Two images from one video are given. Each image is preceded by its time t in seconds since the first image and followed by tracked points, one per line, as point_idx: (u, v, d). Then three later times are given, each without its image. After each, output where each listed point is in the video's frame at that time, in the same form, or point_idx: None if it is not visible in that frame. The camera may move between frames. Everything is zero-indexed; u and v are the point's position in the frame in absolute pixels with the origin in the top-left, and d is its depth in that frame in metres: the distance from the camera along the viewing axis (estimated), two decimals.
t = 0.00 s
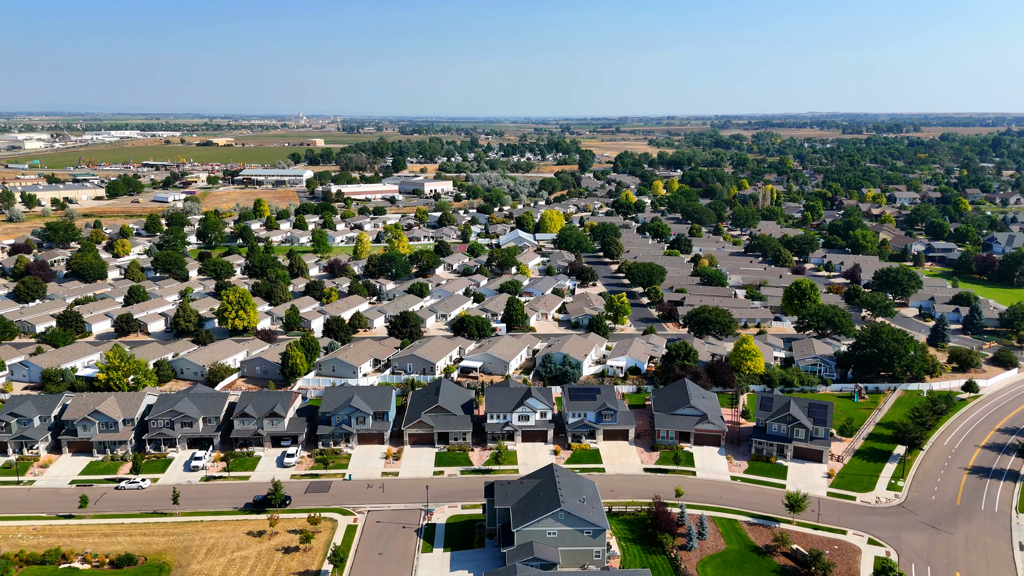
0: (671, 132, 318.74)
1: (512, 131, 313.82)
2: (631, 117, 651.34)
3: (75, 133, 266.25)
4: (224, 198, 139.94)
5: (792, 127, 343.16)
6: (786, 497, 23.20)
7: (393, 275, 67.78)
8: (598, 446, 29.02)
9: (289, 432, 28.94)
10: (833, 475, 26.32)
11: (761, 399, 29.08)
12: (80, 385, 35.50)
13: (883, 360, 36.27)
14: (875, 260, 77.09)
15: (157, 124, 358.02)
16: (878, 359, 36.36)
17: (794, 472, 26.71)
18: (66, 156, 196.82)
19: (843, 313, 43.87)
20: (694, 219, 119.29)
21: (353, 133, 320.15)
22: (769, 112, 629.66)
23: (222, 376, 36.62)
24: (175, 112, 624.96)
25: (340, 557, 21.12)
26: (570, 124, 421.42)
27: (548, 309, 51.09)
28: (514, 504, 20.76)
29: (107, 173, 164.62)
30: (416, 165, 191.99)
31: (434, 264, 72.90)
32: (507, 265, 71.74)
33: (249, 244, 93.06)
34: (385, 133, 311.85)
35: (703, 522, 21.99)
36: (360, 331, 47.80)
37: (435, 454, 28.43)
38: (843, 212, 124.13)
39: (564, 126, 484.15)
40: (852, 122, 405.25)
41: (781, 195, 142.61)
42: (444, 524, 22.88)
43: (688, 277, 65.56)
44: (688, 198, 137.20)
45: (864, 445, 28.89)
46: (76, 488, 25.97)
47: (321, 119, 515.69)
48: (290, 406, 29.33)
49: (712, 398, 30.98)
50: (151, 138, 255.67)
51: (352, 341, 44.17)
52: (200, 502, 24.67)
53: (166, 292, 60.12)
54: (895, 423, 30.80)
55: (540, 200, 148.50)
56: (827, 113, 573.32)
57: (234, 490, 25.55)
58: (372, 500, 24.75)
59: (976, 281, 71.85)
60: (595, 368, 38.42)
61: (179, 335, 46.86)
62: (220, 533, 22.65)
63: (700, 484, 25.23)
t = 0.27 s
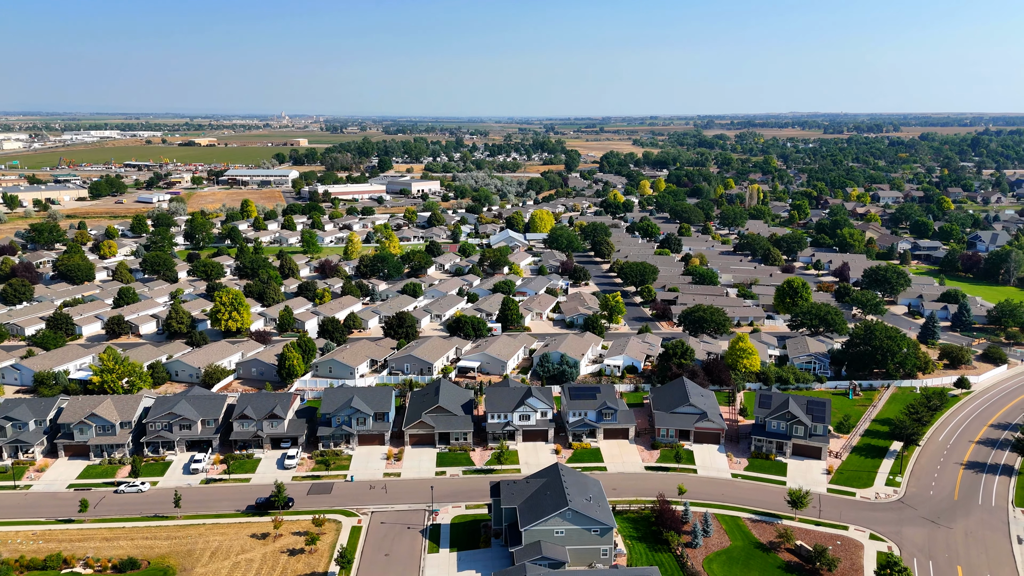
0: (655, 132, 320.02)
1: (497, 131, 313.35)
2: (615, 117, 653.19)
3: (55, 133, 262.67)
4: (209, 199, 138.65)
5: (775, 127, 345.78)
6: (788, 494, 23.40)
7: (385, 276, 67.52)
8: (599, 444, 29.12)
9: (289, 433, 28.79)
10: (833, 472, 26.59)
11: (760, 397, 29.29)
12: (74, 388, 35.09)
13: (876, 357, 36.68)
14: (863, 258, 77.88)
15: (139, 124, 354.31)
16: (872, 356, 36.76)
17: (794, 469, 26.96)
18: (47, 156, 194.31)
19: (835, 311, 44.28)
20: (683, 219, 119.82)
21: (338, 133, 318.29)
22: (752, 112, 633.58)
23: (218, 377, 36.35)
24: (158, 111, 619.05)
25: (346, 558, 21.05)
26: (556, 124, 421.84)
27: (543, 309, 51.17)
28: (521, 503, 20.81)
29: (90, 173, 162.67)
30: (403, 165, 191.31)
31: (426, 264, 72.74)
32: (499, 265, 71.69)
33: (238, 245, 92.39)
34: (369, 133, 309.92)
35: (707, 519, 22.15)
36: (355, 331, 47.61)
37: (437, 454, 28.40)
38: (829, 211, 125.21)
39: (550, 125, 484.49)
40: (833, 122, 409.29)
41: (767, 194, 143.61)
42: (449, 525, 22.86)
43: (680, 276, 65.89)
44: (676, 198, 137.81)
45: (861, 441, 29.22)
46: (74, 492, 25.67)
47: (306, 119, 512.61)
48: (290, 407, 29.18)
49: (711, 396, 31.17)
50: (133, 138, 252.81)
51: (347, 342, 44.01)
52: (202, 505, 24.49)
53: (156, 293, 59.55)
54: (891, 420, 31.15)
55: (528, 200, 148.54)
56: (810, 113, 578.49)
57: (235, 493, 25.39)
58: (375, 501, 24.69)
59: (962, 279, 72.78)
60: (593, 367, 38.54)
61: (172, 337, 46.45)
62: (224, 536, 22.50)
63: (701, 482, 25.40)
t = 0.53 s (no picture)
0: (640, 132, 321.10)
1: (482, 131, 312.84)
2: (599, 116, 654.86)
3: (34, 134, 258.77)
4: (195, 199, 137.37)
5: (758, 127, 348.14)
6: (790, 490, 23.60)
7: (377, 276, 67.28)
8: (599, 443, 29.23)
9: (289, 435, 28.64)
10: (831, 468, 26.88)
11: (758, 395, 29.54)
12: (67, 391, 34.72)
13: (870, 354, 37.13)
14: (851, 257, 78.62)
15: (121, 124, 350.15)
16: (865, 354, 37.21)
17: (793, 466, 27.23)
18: (28, 157, 191.63)
19: (828, 310, 44.70)
20: (671, 218, 120.30)
21: (322, 132, 316.23)
22: (735, 112, 638.09)
23: (214, 379, 36.12)
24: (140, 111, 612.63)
25: (352, 560, 20.99)
26: (542, 124, 421.97)
27: (537, 309, 51.26)
28: (528, 503, 20.86)
29: (73, 174, 160.61)
30: (389, 165, 190.55)
31: (417, 264, 72.61)
32: (491, 265, 71.65)
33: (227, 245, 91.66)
34: (352, 133, 307.87)
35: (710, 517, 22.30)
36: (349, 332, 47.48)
37: (438, 455, 28.38)
38: (816, 210, 126.23)
39: (536, 125, 484.60)
40: (816, 122, 412.95)
41: (753, 193, 144.54)
42: (454, 525, 22.87)
43: (672, 275, 66.22)
44: (663, 197, 138.32)
45: (858, 438, 29.54)
46: (73, 496, 25.39)
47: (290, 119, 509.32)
48: (290, 409, 29.03)
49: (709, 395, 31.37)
50: (116, 138, 249.80)
51: (343, 343, 43.85)
52: (203, 507, 24.32)
53: (146, 294, 59.03)
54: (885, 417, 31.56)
55: (516, 200, 148.52)
56: (793, 113, 583.15)
57: (237, 495, 25.24)
58: (378, 502, 24.65)
59: (948, 277, 73.68)
60: (589, 366, 38.67)
61: (164, 339, 46.09)
62: (227, 539, 22.35)
63: (703, 480, 25.59)
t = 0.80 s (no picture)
0: (626, 132, 322.13)
1: (468, 131, 312.17)
2: (583, 116, 655.48)
3: (13, 134, 254.90)
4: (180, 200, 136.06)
5: (742, 127, 350.20)
6: (792, 487, 23.81)
7: (369, 276, 67.06)
8: (600, 442, 29.33)
9: (289, 437, 28.48)
10: (830, 465, 27.15)
11: (757, 393, 29.76)
12: (61, 394, 34.32)
13: (863, 352, 37.52)
14: (839, 255, 79.35)
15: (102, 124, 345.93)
16: (858, 352, 37.59)
17: (792, 463, 27.47)
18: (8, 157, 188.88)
19: (821, 308, 45.10)
20: (660, 218, 120.80)
21: (307, 132, 314.20)
22: (719, 112, 642.17)
23: (209, 381, 35.83)
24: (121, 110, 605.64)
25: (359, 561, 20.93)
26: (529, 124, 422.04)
27: (532, 308, 51.32)
28: (536, 502, 20.91)
29: (55, 174, 158.51)
30: (376, 165, 189.75)
31: (409, 264, 72.45)
32: (483, 265, 71.63)
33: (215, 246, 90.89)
34: (337, 133, 305.99)
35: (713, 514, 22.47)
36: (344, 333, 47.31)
37: (439, 455, 28.35)
38: (802, 210, 127.25)
39: (522, 125, 484.58)
40: (799, 121, 416.68)
41: (740, 193, 145.46)
42: (459, 525, 22.89)
43: (663, 275, 66.53)
44: (651, 197, 138.85)
45: (855, 434, 29.85)
46: (71, 500, 25.11)
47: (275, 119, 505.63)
48: (289, 410, 28.89)
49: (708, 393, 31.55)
50: (98, 138, 246.74)
51: (338, 344, 43.67)
52: (205, 510, 24.16)
53: (135, 296, 58.46)
54: (880, 414, 31.93)
55: (504, 199, 148.42)
56: (777, 113, 587.87)
57: (239, 498, 25.08)
58: (381, 503, 24.60)
59: (934, 275, 74.59)
60: (586, 365, 38.78)
61: (156, 341, 45.68)
62: (231, 541, 22.23)
63: (705, 477, 25.79)
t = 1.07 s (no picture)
0: (608, 132, 322.31)
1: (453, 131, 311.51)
2: (568, 116, 656.80)
3: None
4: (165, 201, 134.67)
5: (726, 126, 352.34)
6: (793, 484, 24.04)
7: (361, 277, 66.81)
8: (600, 441, 29.45)
9: (289, 439, 28.35)
10: (829, 461, 27.44)
11: (755, 391, 29.98)
12: (55, 398, 33.91)
13: (857, 349, 37.89)
14: (827, 254, 80.11)
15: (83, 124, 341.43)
16: (852, 349, 37.96)
17: (791, 460, 27.73)
18: None
19: (813, 306, 45.49)
20: (648, 217, 121.28)
21: (291, 133, 312.01)
22: (703, 112, 646.16)
23: (205, 383, 35.57)
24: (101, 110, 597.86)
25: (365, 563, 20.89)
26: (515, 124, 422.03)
27: (527, 308, 51.40)
28: (542, 502, 20.96)
29: (36, 175, 156.29)
30: (361, 166, 188.84)
31: (401, 265, 72.26)
32: (475, 265, 71.58)
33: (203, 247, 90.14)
34: (321, 133, 304.08)
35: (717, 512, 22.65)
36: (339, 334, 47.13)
37: (441, 455, 28.33)
38: (788, 209, 128.27)
39: (508, 125, 484.51)
40: (782, 121, 420.14)
41: (726, 192, 146.35)
42: (464, 525, 22.90)
43: (655, 274, 66.86)
44: (639, 197, 139.34)
45: (852, 431, 30.18)
46: (71, 505, 24.86)
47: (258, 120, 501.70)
48: (289, 412, 28.75)
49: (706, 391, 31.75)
50: (79, 138, 243.57)
51: (333, 345, 43.48)
52: (207, 513, 24.01)
53: (125, 298, 57.84)
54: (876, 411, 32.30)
55: (492, 199, 148.32)
56: (759, 112, 592.80)
57: (240, 500, 24.93)
58: (385, 503, 24.56)
59: (921, 273, 75.47)
60: (583, 365, 38.89)
61: (149, 343, 45.25)
62: (235, 544, 22.11)
63: (707, 475, 26.00)
